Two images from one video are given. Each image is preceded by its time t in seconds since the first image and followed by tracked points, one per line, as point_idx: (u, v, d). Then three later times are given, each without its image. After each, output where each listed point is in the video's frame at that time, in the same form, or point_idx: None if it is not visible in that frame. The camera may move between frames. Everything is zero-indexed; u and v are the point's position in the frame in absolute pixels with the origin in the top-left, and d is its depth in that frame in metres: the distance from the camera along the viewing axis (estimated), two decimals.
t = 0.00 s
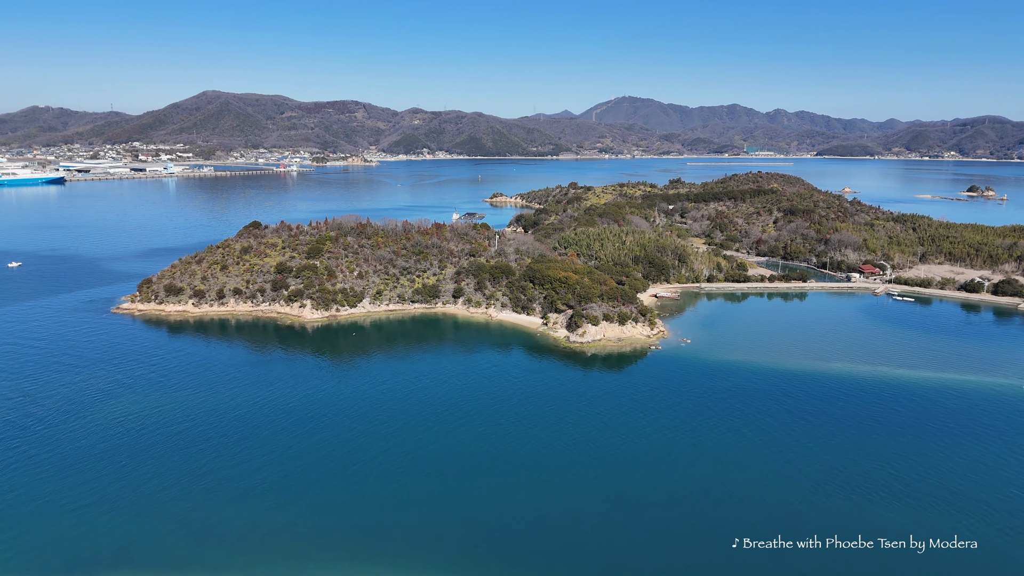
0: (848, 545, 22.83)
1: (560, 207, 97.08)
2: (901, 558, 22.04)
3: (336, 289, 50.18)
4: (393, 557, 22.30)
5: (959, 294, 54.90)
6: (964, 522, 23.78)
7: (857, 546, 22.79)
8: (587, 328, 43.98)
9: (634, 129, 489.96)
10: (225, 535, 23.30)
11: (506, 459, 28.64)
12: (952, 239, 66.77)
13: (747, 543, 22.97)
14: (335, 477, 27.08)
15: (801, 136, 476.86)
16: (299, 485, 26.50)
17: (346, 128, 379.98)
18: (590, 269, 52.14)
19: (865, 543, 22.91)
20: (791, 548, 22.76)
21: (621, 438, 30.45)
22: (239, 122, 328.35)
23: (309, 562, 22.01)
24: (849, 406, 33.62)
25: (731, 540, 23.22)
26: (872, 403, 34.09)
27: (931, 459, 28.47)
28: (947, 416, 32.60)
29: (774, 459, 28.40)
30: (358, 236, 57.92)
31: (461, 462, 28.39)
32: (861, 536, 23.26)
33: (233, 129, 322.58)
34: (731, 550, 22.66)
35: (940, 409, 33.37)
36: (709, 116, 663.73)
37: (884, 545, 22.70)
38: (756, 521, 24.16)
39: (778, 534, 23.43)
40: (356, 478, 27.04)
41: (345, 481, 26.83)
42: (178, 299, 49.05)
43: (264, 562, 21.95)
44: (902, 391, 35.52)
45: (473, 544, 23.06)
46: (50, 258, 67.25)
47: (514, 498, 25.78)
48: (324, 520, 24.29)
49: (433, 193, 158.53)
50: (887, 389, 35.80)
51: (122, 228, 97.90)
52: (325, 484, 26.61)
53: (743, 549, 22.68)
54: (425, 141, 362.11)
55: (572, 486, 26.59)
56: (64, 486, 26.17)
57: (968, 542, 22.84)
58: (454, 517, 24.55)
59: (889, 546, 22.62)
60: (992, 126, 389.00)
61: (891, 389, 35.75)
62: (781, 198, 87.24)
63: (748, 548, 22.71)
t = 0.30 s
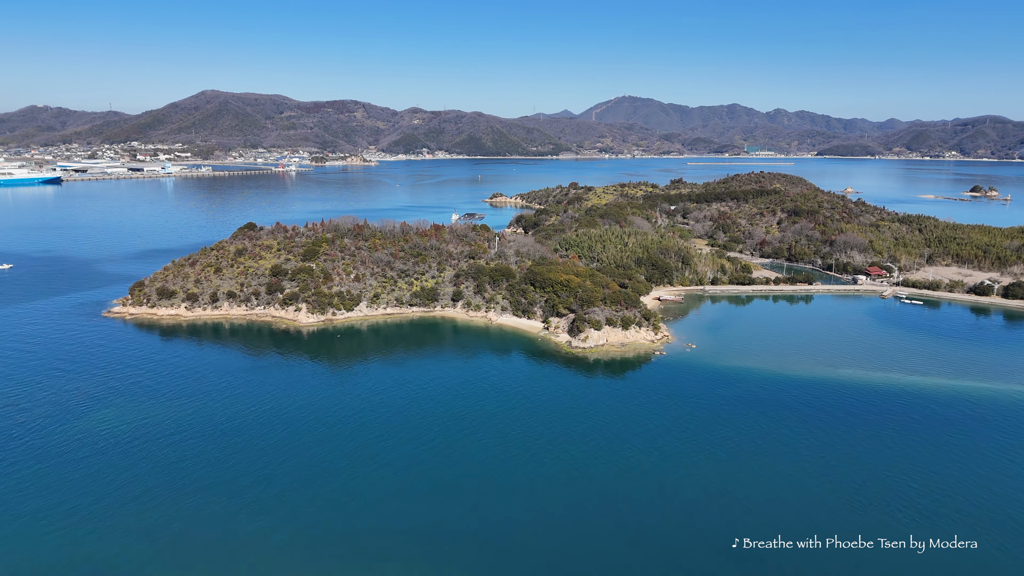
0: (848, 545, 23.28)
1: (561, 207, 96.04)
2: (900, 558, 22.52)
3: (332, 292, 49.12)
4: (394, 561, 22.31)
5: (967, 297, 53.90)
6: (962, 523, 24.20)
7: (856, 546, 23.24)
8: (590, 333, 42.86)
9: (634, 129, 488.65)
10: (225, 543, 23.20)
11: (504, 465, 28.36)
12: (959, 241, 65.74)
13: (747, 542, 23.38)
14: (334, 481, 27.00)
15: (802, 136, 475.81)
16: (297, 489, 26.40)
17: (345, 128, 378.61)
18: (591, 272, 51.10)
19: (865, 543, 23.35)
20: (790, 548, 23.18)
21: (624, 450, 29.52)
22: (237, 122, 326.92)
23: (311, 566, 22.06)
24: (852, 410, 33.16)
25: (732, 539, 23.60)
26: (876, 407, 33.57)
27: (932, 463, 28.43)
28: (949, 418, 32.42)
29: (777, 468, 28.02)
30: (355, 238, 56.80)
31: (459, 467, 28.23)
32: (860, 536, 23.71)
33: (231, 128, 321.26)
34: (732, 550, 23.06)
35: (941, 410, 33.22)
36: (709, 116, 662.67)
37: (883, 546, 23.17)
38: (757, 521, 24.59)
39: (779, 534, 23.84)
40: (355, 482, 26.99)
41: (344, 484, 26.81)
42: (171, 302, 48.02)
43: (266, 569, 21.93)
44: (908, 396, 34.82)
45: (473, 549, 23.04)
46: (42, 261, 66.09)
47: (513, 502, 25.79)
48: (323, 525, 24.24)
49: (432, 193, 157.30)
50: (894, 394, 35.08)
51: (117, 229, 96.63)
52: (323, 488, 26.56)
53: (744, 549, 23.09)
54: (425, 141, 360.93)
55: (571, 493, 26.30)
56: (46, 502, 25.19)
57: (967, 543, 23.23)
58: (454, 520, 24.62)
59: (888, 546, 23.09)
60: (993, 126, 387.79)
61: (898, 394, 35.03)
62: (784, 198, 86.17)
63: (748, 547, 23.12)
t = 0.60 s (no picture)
0: (848, 545, 23.20)
1: (562, 208, 94.86)
2: (900, 558, 22.45)
3: (328, 295, 48.01)
4: (390, 565, 22.03)
5: (976, 300, 52.90)
6: (963, 524, 24.15)
7: (857, 546, 23.17)
8: (592, 338, 41.77)
9: (634, 129, 487.17)
10: (219, 549, 22.77)
11: (502, 471, 27.78)
12: (967, 242, 64.70)
13: (747, 542, 23.26)
14: (327, 485, 26.60)
15: (802, 136, 474.62)
16: (290, 493, 26.02)
17: (344, 127, 377.26)
18: (594, 274, 50.01)
19: (865, 543, 23.28)
20: (791, 548, 23.07)
21: (627, 461, 28.58)
22: (236, 121, 325.61)
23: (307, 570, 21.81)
24: (857, 415, 32.48)
25: (732, 539, 23.48)
26: (883, 412, 32.81)
27: (938, 468, 27.97)
28: (954, 421, 31.92)
29: (781, 475, 27.42)
30: (352, 240, 55.65)
31: (455, 472, 27.73)
32: (860, 536, 23.64)
33: (230, 128, 319.96)
34: (732, 550, 22.95)
35: (943, 413, 32.78)
36: (710, 116, 661.26)
37: (883, 545, 23.12)
38: (758, 521, 24.47)
39: (779, 534, 23.73)
40: (349, 486, 26.60)
41: (339, 488, 26.44)
42: (163, 306, 46.92)
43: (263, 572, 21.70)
44: (915, 401, 34.04)
45: (469, 553, 22.71)
46: (33, 262, 64.91)
47: (510, 505, 25.44)
48: (318, 530, 23.89)
49: (431, 193, 156.26)
50: (901, 399, 34.25)
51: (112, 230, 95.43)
52: (317, 492, 26.20)
53: (744, 549, 22.98)
54: (424, 141, 359.65)
55: (572, 500, 25.76)
56: (28, 519, 24.15)
57: (967, 543, 23.20)
58: (450, 524, 24.30)
59: (888, 546, 23.05)
60: (994, 125, 386.47)
61: (905, 399, 34.21)
62: (788, 199, 85.09)
63: (748, 547, 23.01)
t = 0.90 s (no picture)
0: (848, 545, 23.00)
1: (562, 209, 93.85)
2: (901, 558, 22.25)
3: (324, 299, 46.94)
4: (385, 569, 21.69)
5: (985, 303, 51.92)
6: (963, 523, 23.99)
7: (857, 546, 22.97)
8: (595, 344, 40.71)
9: (634, 129, 485.90)
10: (211, 555, 22.29)
11: (501, 479, 27.03)
12: (974, 243, 63.69)
13: (747, 542, 23.03)
14: (321, 489, 26.19)
15: (803, 136, 473.18)
16: (283, 497, 25.58)
17: (344, 127, 376.01)
18: (596, 277, 48.92)
19: (865, 543, 23.09)
20: (791, 548, 22.84)
21: (630, 468, 27.88)
22: (235, 121, 324.42)
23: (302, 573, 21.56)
24: (865, 420, 31.75)
25: (732, 540, 23.25)
26: (892, 418, 31.99)
27: (946, 473, 27.39)
28: (962, 426, 31.25)
29: (787, 481, 26.79)
30: (350, 243, 54.55)
31: (451, 479, 27.12)
32: (860, 536, 23.45)
33: (229, 128, 318.75)
34: (731, 549, 22.74)
35: (950, 417, 32.19)
36: (710, 116, 660.13)
37: (883, 545, 22.93)
38: (758, 521, 24.23)
39: (779, 534, 23.50)
40: (344, 490, 26.17)
41: (333, 492, 26.01)
42: (156, 310, 45.87)
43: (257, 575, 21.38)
44: (923, 406, 33.34)
45: (466, 558, 22.30)
46: (25, 265, 63.73)
47: (507, 510, 24.98)
48: (313, 535, 23.52)
49: (431, 194, 154.69)
50: (910, 405, 33.46)
51: (107, 231, 94.20)
52: (311, 495, 25.79)
53: (744, 549, 22.76)
54: (424, 141, 358.46)
55: (573, 507, 25.15)
56: (10, 532, 23.28)
57: (966, 543, 23.04)
58: (446, 529, 23.88)
59: (888, 546, 22.86)
60: (995, 125, 385.42)
61: (914, 405, 33.44)
62: (791, 199, 84.06)
63: (748, 548, 22.78)
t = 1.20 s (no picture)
0: (848, 545, 22.62)
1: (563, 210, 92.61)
2: (902, 558, 21.89)
3: (319, 303, 45.84)
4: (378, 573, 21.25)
5: (994, 306, 50.93)
6: (964, 524, 23.62)
7: (857, 546, 22.60)
8: (597, 350, 39.68)
9: (635, 129, 484.76)
10: (201, 560, 21.77)
11: (498, 487, 26.22)
12: (982, 245, 62.59)
13: (747, 542, 22.65)
14: (314, 493, 25.61)
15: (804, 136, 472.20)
16: (274, 501, 25.00)
17: (343, 127, 374.83)
18: (598, 281, 47.83)
19: (865, 543, 22.72)
20: (791, 548, 22.45)
21: (632, 473, 27.13)
22: (234, 121, 323.24)
23: None
24: (872, 426, 30.97)
25: (731, 540, 22.87)
26: (900, 424, 31.20)
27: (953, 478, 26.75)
28: (971, 431, 30.49)
29: (791, 484, 26.19)
30: (346, 245, 53.44)
31: (448, 485, 26.40)
32: (860, 535, 23.07)
33: (228, 128, 317.67)
34: (730, 550, 22.35)
35: (956, 422, 31.53)
36: (710, 116, 658.93)
37: (884, 545, 22.56)
38: (758, 521, 23.83)
39: (778, 534, 23.11)
40: (337, 494, 25.60)
41: (325, 496, 25.44)
42: (147, 314, 44.80)
43: None
44: (931, 411, 32.60)
45: (462, 563, 21.75)
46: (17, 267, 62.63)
47: (504, 515, 24.36)
48: (304, 539, 22.96)
49: (430, 195, 153.39)
50: (918, 410, 32.70)
51: (102, 232, 92.97)
52: (303, 500, 25.21)
53: (743, 549, 22.38)
54: (424, 141, 357.28)
55: (573, 513, 24.47)
56: None
57: (967, 543, 22.68)
58: (441, 533, 23.32)
59: (889, 546, 22.49)
60: (996, 125, 384.53)
61: (922, 410, 32.69)
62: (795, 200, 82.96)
63: (748, 548, 22.40)
